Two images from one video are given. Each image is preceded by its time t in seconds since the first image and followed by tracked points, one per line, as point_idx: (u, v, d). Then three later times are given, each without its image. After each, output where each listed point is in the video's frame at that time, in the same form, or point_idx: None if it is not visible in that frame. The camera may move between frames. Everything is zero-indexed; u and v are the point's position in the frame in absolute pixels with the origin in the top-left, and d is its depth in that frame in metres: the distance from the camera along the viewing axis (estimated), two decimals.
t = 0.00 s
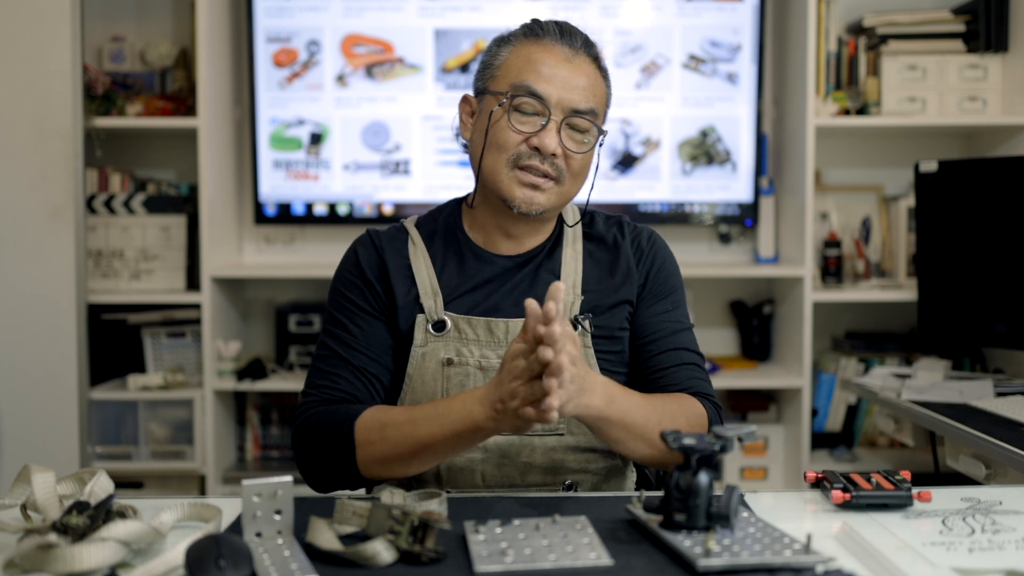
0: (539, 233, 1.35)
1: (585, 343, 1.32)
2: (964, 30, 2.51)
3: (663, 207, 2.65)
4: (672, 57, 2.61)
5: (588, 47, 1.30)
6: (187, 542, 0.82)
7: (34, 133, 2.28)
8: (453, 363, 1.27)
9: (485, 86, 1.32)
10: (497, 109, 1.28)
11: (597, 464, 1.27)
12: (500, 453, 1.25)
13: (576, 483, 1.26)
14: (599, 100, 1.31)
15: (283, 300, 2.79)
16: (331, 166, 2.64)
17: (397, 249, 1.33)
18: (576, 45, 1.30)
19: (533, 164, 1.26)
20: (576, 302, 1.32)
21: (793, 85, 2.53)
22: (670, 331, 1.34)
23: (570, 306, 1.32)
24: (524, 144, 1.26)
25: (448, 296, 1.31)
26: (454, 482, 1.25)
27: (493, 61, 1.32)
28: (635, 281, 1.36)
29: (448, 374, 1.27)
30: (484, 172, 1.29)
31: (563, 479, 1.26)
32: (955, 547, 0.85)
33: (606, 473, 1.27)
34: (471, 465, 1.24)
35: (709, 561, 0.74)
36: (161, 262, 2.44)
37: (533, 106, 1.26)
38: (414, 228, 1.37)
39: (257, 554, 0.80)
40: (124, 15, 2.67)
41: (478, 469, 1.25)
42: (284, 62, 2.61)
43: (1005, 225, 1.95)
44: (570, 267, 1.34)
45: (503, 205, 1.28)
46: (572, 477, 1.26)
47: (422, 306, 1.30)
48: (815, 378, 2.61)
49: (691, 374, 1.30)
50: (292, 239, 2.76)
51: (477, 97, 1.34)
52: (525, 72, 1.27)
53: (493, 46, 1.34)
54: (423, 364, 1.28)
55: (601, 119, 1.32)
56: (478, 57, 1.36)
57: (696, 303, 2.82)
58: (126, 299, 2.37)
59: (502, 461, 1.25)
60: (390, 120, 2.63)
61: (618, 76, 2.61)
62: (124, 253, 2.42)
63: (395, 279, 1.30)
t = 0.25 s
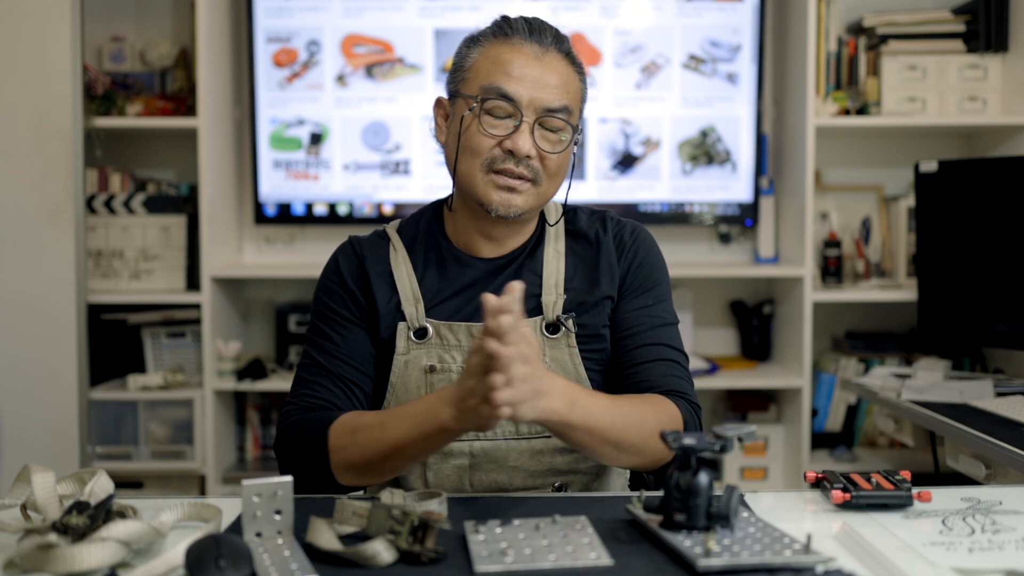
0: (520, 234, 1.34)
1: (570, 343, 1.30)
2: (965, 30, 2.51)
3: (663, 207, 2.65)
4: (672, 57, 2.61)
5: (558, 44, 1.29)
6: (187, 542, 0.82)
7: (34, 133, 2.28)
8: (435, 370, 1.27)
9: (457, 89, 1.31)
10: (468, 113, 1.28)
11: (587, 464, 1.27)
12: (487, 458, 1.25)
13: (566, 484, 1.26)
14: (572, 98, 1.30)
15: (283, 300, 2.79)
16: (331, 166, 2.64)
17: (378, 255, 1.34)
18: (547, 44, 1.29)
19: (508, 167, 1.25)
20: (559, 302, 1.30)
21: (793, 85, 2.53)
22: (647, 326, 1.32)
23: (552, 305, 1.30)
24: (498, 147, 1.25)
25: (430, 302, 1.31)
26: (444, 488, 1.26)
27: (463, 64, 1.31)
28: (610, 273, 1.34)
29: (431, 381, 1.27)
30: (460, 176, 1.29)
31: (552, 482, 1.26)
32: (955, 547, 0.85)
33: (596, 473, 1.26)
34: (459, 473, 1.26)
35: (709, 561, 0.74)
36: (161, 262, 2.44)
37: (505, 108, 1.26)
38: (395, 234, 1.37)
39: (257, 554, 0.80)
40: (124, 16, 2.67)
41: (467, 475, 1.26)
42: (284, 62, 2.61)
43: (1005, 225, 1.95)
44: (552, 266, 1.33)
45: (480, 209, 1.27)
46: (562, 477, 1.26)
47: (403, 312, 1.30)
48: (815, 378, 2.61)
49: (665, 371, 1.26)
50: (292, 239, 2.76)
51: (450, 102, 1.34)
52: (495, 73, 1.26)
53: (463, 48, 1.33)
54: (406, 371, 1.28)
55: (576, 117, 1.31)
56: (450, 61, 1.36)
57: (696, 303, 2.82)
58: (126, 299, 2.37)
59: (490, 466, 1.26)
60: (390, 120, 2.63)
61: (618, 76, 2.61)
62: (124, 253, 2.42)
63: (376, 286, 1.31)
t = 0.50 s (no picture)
0: (507, 231, 1.33)
1: (561, 344, 1.29)
2: (965, 30, 2.51)
3: (663, 207, 2.65)
4: (672, 57, 2.61)
5: (530, 39, 1.27)
6: (187, 542, 0.82)
7: (34, 133, 2.28)
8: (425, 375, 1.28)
9: (432, 93, 1.30)
10: (446, 119, 1.26)
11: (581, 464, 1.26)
12: (481, 462, 1.25)
13: (561, 485, 1.26)
14: (550, 92, 1.28)
15: (283, 300, 2.79)
16: (331, 166, 2.64)
17: (363, 261, 1.33)
18: (520, 40, 1.26)
19: (492, 170, 1.24)
20: (548, 302, 1.30)
21: (793, 85, 2.53)
22: (637, 323, 1.31)
23: (541, 306, 1.30)
24: (479, 151, 1.24)
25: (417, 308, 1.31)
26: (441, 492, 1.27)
27: (436, 67, 1.29)
28: (599, 273, 1.33)
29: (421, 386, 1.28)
30: (443, 182, 1.27)
31: (547, 483, 1.26)
32: (955, 547, 0.85)
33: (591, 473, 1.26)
34: (454, 477, 1.26)
35: (709, 561, 0.74)
36: (161, 262, 2.44)
37: (483, 111, 1.24)
38: (383, 239, 1.36)
39: (257, 554, 0.80)
40: (124, 16, 2.67)
41: (461, 478, 1.27)
42: (284, 62, 2.61)
43: (1005, 225, 1.95)
44: (540, 266, 1.32)
45: (467, 214, 1.27)
46: (558, 479, 1.26)
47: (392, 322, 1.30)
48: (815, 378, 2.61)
49: (651, 375, 1.26)
50: (292, 239, 2.76)
51: (427, 105, 1.32)
52: (470, 77, 1.24)
53: (434, 50, 1.31)
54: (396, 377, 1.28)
55: (555, 112, 1.29)
56: (422, 63, 1.33)
57: (696, 303, 2.82)
58: (126, 299, 2.37)
59: (483, 470, 1.26)
60: (390, 120, 2.63)
61: (618, 76, 2.61)
62: (123, 253, 2.42)
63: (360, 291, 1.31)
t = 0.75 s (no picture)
0: (494, 234, 1.32)
1: (553, 345, 1.29)
2: (965, 30, 2.51)
3: (663, 207, 2.65)
4: (672, 57, 2.61)
5: (511, 41, 1.26)
6: (187, 542, 0.82)
7: (34, 133, 2.28)
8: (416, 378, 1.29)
9: (413, 98, 1.28)
10: (427, 125, 1.25)
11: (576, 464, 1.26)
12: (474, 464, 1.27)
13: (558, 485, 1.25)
14: (532, 94, 1.26)
15: (283, 300, 2.79)
16: (331, 166, 2.64)
17: (354, 263, 1.35)
18: (500, 43, 1.25)
19: (475, 176, 1.23)
20: (539, 303, 1.29)
21: (793, 85, 2.53)
22: (620, 319, 1.28)
23: (532, 306, 1.29)
24: (461, 157, 1.23)
25: (408, 310, 1.32)
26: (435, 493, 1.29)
27: (417, 72, 1.28)
28: (586, 270, 1.32)
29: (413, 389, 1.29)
30: (426, 188, 1.26)
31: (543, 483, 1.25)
32: (955, 547, 0.85)
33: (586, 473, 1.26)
34: (447, 479, 1.28)
35: (709, 561, 0.74)
36: (161, 262, 2.44)
37: (464, 116, 1.23)
38: (374, 240, 1.37)
39: (257, 554, 0.80)
40: (124, 16, 2.67)
41: (455, 480, 1.28)
42: (284, 62, 2.61)
43: (1005, 225, 1.95)
44: (529, 267, 1.32)
45: (452, 220, 1.26)
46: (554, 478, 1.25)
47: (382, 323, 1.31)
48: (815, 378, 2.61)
49: (633, 373, 1.21)
50: (292, 239, 2.77)
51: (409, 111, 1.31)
52: (450, 82, 1.23)
53: (415, 55, 1.30)
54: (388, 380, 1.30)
55: (538, 114, 1.28)
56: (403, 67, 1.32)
57: (696, 303, 2.82)
58: (126, 299, 2.37)
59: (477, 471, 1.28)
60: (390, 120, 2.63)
61: (618, 76, 2.61)
62: (124, 254, 2.42)
63: (353, 294, 1.32)
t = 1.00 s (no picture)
0: (491, 236, 1.32)
1: (546, 347, 1.28)
2: (965, 30, 2.51)
3: (663, 207, 2.65)
4: (672, 57, 2.61)
5: (507, 40, 1.24)
6: (187, 542, 0.82)
7: (34, 133, 2.28)
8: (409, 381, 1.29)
9: (408, 98, 1.28)
10: (421, 127, 1.24)
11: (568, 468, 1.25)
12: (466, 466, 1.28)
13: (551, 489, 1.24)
14: (528, 94, 1.25)
15: (283, 300, 2.79)
16: (331, 166, 2.64)
17: (351, 262, 1.35)
18: (495, 44, 1.23)
19: (467, 179, 1.22)
20: (532, 304, 1.29)
21: (793, 85, 2.53)
22: (600, 323, 1.26)
23: (524, 308, 1.29)
24: (454, 160, 1.22)
25: (402, 311, 1.32)
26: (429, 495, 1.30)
27: (412, 71, 1.27)
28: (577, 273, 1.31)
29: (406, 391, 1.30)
30: (420, 190, 1.27)
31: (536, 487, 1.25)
32: (955, 547, 0.85)
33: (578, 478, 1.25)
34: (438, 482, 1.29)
35: (709, 561, 0.74)
36: (161, 262, 2.44)
37: (457, 118, 1.22)
38: (372, 239, 1.37)
39: (257, 554, 0.80)
40: (124, 16, 2.67)
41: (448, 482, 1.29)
42: (284, 62, 2.61)
43: (1005, 225, 1.94)
44: (524, 268, 1.31)
45: (445, 222, 1.26)
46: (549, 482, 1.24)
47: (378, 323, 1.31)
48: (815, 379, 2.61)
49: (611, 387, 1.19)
50: (292, 239, 2.76)
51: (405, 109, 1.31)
52: (443, 83, 1.22)
53: (411, 52, 1.28)
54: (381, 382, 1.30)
55: (534, 114, 1.26)
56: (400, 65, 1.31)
57: (696, 303, 2.82)
58: (126, 299, 2.36)
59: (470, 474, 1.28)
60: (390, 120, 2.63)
61: (618, 76, 2.61)
62: (124, 254, 2.42)
63: (348, 294, 1.32)
